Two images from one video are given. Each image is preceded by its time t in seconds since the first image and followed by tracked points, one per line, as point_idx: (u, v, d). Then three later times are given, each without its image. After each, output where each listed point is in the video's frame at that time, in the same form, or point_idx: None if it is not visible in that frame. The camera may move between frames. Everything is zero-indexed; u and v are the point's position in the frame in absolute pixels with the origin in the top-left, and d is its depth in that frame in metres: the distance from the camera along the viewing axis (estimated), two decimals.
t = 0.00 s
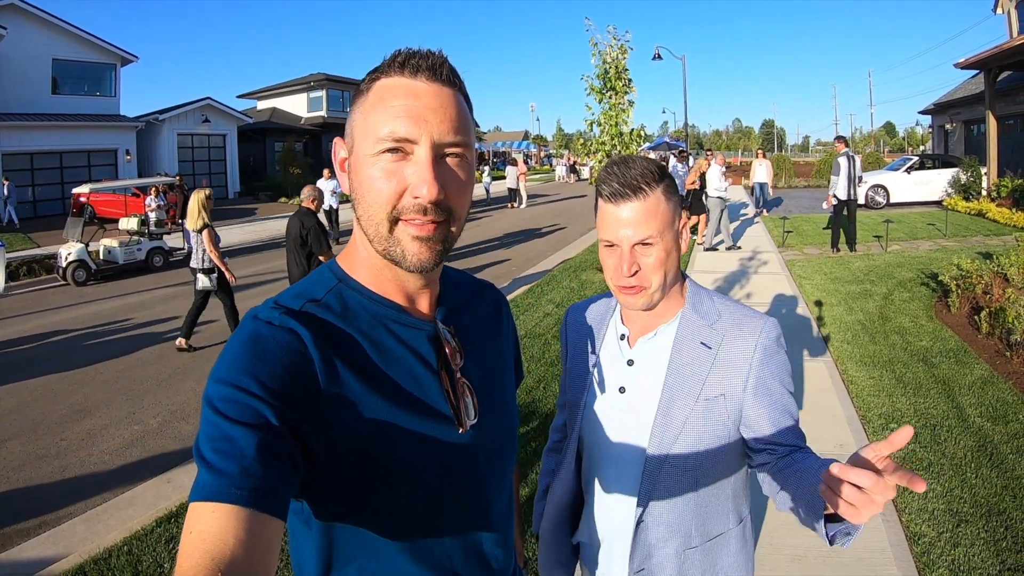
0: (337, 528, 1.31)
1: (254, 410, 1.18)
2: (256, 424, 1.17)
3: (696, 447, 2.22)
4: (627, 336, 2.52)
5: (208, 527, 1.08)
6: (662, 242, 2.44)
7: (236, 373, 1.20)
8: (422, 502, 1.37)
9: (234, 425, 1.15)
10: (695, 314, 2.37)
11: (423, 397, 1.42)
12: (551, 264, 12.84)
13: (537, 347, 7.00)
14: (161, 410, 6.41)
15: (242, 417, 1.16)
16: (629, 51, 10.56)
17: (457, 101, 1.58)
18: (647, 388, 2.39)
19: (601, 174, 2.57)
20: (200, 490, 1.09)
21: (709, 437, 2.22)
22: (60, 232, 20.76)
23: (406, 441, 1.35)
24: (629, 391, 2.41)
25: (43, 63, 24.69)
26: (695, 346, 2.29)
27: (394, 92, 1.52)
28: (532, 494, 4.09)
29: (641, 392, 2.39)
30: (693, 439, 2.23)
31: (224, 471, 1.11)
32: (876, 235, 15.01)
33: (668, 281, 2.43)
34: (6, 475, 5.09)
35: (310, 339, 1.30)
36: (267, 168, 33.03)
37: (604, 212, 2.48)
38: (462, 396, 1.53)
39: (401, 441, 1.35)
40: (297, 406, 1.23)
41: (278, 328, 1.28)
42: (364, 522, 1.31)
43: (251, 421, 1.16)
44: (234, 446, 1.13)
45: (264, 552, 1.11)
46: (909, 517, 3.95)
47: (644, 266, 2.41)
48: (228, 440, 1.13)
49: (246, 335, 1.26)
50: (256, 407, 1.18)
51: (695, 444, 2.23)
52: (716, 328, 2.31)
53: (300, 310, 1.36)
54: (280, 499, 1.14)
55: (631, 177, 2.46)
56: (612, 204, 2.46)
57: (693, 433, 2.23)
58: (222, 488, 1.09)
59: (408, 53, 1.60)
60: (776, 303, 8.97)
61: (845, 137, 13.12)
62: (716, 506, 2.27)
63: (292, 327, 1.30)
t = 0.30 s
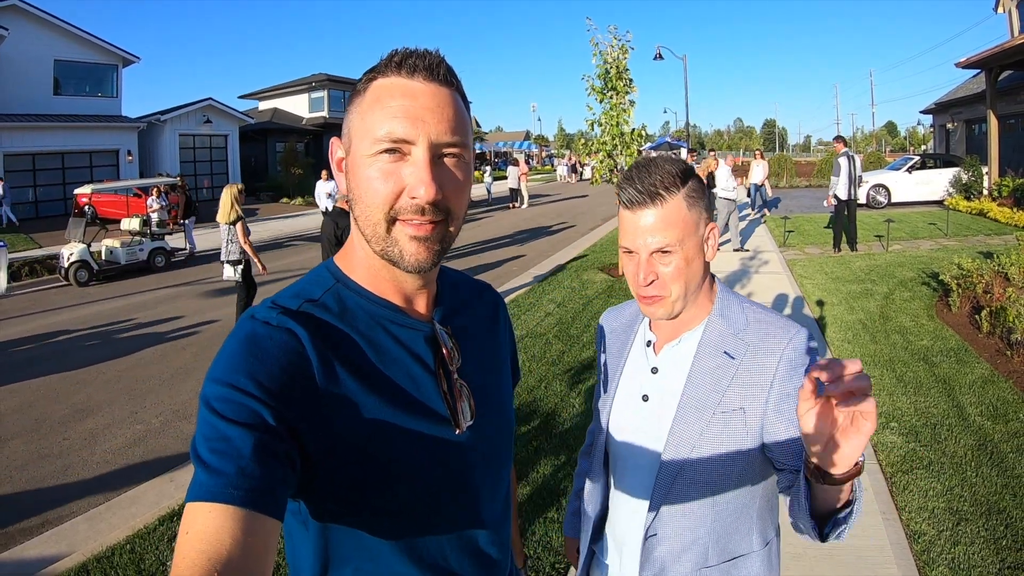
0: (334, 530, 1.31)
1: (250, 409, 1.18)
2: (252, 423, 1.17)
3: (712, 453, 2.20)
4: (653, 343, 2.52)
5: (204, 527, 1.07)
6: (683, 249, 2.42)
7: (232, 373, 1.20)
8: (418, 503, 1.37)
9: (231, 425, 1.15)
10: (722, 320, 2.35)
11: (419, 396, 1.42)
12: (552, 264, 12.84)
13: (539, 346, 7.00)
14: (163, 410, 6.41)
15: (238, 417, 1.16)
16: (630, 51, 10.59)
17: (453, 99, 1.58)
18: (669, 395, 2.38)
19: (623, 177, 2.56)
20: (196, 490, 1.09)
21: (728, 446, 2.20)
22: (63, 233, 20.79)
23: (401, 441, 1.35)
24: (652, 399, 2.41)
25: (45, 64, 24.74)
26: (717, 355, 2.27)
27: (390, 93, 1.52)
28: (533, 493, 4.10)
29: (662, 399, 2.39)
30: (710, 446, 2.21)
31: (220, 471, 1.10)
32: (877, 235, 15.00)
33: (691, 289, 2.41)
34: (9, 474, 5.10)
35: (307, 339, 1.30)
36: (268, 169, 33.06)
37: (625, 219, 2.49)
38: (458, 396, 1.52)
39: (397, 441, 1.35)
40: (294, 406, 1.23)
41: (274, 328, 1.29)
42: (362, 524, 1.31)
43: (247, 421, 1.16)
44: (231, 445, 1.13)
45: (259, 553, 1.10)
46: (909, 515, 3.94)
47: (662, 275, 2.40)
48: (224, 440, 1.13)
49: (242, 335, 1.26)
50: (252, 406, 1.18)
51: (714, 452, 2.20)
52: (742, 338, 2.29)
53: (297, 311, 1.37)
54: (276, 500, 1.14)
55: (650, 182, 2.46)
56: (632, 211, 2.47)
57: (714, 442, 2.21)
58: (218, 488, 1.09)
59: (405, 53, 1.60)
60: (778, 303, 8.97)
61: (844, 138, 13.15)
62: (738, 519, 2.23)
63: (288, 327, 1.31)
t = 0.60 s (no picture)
0: (331, 529, 1.31)
1: (249, 407, 1.18)
2: (251, 421, 1.17)
3: (719, 453, 2.20)
4: (662, 344, 2.53)
5: (203, 525, 1.08)
6: (701, 238, 2.45)
7: (231, 371, 1.20)
8: (416, 501, 1.37)
9: (230, 422, 1.15)
10: (731, 322, 2.35)
11: (418, 395, 1.43)
12: (554, 264, 12.85)
13: (541, 346, 7.00)
14: (166, 409, 6.42)
15: (237, 414, 1.16)
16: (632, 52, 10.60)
17: (451, 97, 1.58)
18: (678, 394, 2.38)
19: (641, 167, 2.58)
20: (195, 488, 1.09)
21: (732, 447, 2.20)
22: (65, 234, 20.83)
23: (399, 439, 1.36)
24: (659, 401, 2.41)
25: (47, 65, 24.77)
26: (726, 355, 2.28)
27: (389, 91, 1.52)
28: (534, 492, 4.10)
29: (669, 400, 2.39)
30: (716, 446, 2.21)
31: (218, 469, 1.10)
32: (878, 235, 15.00)
33: (707, 282, 2.42)
34: (13, 474, 5.11)
35: (306, 337, 1.31)
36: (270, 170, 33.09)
37: (645, 204, 2.50)
38: (456, 394, 1.53)
39: (395, 439, 1.35)
40: (293, 405, 1.24)
41: (274, 326, 1.29)
42: (360, 522, 1.32)
43: (245, 418, 1.16)
44: (230, 443, 1.13)
45: (256, 552, 1.10)
46: (909, 514, 3.94)
47: (681, 262, 2.41)
48: (224, 438, 1.13)
49: (241, 332, 1.27)
50: (251, 405, 1.18)
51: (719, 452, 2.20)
52: (749, 339, 2.29)
53: (296, 308, 1.37)
54: (275, 497, 1.15)
55: (671, 170, 2.49)
56: (653, 197, 2.48)
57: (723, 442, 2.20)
58: (216, 486, 1.09)
59: (403, 51, 1.60)
60: (779, 303, 8.97)
61: (842, 138, 13.14)
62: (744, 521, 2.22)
63: (288, 325, 1.31)
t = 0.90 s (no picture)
0: (328, 532, 1.31)
1: (246, 410, 1.18)
2: (249, 423, 1.17)
3: (729, 447, 2.24)
4: (654, 343, 2.48)
5: (203, 527, 1.08)
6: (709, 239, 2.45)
7: (228, 373, 1.20)
8: (413, 502, 1.37)
9: (226, 424, 1.15)
10: (723, 316, 2.37)
11: (414, 398, 1.43)
12: (556, 265, 12.85)
13: (542, 346, 7.00)
14: (168, 410, 6.43)
15: (233, 416, 1.16)
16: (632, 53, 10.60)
17: (448, 99, 1.59)
18: (678, 393, 2.37)
19: (655, 163, 2.53)
20: (193, 490, 1.10)
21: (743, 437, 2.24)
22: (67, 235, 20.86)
23: (395, 442, 1.35)
24: (659, 398, 2.38)
25: (48, 67, 24.81)
26: (727, 350, 2.31)
27: (387, 93, 1.52)
28: (535, 492, 4.10)
29: (668, 398, 2.37)
30: (728, 440, 2.23)
31: (216, 471, 1.11)
32: (879, 235, 15.00)
33: (707, 282, 2.44)
34: (16, 474, 5.13)
35: (303, 339, 1.31)
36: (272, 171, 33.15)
37: (657, 200, 2.46)
38: (454, 397, 1.52)
39: (392, 442, 1.35)
40: (289, 408, 1.24)
41: (271, 328, 1.30)
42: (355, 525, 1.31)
43: (243, 421, 1.16)
44: (227, 445, 1.13)
45: (255, 554, 1.11)
46: (909, 513, 3.94)
47: (690, 263, 2.41)
48: (220, 440, 1.13)
49: (238, 334, 1.27)
50: (248, 407, 1.18)
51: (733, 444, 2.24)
52: (747, 331, 2.33)
53: (294, 311, 1.37)
54: (272, 499, 1.15)
55: (687, 170, 2.46)
56: (668, 194, 2.45)
57: (737, 434, 2.24)
58: (214, 488, 1.10)
59: (400, 54, 1.60)
60: (780, 304, 8.98)
61: (842, 139, 13.11)
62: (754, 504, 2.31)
63: (285, 327, 1.31)
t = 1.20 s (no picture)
0: (327, 534, 1.31)
1: (246, 411, 1.18)
2: (247, 423, 1.17)
3: (712, 435, 2.31)
4: (636, 336, 2.48)
5: (202, 527, 1.08)
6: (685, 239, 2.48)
7: (227, 374, 1.20)
8: (410, 504, 1.37)
9: (226, 425, 1.15)
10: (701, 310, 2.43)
11: (412, 398, 1.43)
12: (557, 266, 12.86)
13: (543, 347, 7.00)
14: (171, 410, 6.44)
15: (232, 417, 1.17)
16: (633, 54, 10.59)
17: (444, 99, 1.59)
18: (666, 386, 2.39)
19: (621, 172, 2.55)
20: (192, 490, 1.09)
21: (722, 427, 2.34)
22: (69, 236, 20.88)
23: (392, 444, 1.35)
24: (643, 388, 2.40)
25: (50, 67, 24.84)
26: (709, 341, 2.36)
27: (384, 95, 1.53)
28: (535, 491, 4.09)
29: (654, 389, 2.39)
30: (711, 433, 2.31)
31: (215, 472, 1.11)
32: (880, 236, 14.98)
33: (686, 280, 2.46)
34: (19, 473, 5.14)
35: (303, 341, 1.31)
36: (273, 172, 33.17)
37: (632, 206, 2.47)
38: (453, 399, 1.53)
39: (390, 443, 1.35)
40: (287, 409, 1.24)
41: (270, 329, 1.30)
42: (351, 527, 1.31)
43: (242, 422, 1.17)
44: (225, 446, 1.13)
45: (254, 552, 1.11)
46: (909, 513, 3.93)
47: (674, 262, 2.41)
48: (219, 441, 1.14)
49: (237, 335, 1.27)
50: (247, 407, 1.19)
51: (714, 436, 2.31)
52: (725, 322, 2.40)
53: (292, 312, 1.38)
54: (270, 499, 1.15)
55: (655, 174, 2.49)
56: (642, 200, 2.46)
57: (716, 424, 2.32)
58: (213, 488, 1.10)
59: (397, 56, 1.60)
60: (781, 305, 8.97)
61: (844, 139, 13.11)
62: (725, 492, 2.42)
63: (284, 328, 1.31)
